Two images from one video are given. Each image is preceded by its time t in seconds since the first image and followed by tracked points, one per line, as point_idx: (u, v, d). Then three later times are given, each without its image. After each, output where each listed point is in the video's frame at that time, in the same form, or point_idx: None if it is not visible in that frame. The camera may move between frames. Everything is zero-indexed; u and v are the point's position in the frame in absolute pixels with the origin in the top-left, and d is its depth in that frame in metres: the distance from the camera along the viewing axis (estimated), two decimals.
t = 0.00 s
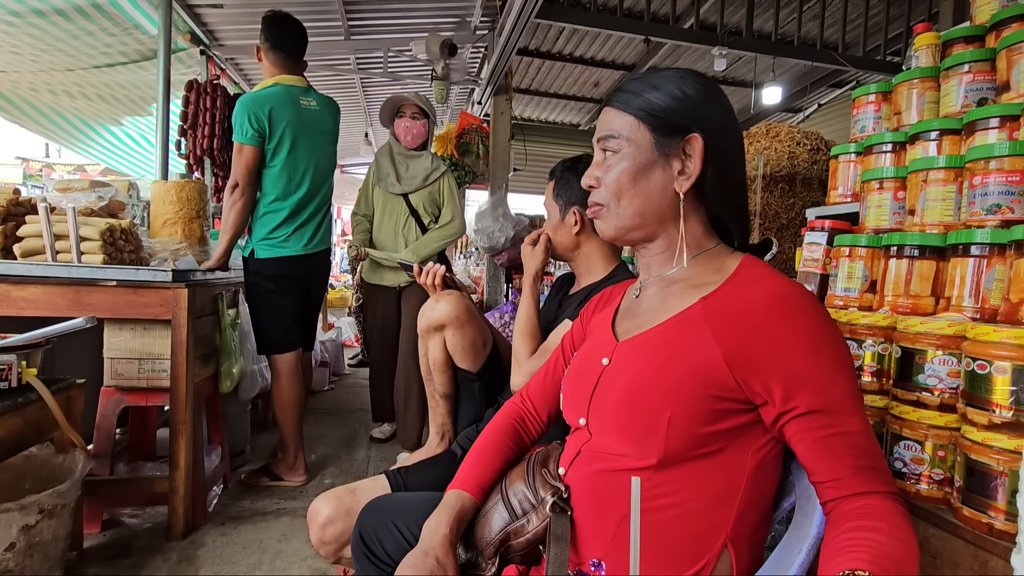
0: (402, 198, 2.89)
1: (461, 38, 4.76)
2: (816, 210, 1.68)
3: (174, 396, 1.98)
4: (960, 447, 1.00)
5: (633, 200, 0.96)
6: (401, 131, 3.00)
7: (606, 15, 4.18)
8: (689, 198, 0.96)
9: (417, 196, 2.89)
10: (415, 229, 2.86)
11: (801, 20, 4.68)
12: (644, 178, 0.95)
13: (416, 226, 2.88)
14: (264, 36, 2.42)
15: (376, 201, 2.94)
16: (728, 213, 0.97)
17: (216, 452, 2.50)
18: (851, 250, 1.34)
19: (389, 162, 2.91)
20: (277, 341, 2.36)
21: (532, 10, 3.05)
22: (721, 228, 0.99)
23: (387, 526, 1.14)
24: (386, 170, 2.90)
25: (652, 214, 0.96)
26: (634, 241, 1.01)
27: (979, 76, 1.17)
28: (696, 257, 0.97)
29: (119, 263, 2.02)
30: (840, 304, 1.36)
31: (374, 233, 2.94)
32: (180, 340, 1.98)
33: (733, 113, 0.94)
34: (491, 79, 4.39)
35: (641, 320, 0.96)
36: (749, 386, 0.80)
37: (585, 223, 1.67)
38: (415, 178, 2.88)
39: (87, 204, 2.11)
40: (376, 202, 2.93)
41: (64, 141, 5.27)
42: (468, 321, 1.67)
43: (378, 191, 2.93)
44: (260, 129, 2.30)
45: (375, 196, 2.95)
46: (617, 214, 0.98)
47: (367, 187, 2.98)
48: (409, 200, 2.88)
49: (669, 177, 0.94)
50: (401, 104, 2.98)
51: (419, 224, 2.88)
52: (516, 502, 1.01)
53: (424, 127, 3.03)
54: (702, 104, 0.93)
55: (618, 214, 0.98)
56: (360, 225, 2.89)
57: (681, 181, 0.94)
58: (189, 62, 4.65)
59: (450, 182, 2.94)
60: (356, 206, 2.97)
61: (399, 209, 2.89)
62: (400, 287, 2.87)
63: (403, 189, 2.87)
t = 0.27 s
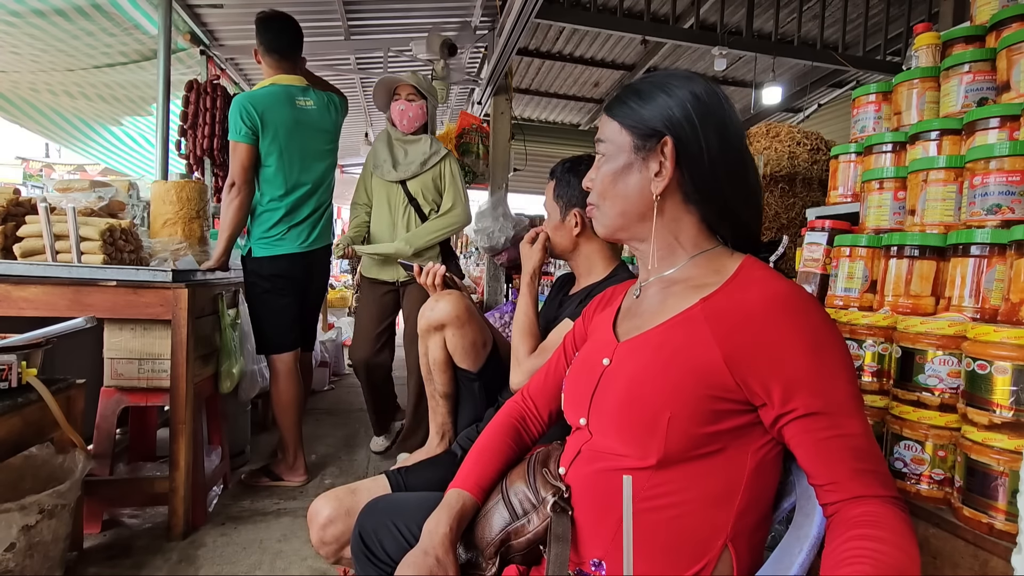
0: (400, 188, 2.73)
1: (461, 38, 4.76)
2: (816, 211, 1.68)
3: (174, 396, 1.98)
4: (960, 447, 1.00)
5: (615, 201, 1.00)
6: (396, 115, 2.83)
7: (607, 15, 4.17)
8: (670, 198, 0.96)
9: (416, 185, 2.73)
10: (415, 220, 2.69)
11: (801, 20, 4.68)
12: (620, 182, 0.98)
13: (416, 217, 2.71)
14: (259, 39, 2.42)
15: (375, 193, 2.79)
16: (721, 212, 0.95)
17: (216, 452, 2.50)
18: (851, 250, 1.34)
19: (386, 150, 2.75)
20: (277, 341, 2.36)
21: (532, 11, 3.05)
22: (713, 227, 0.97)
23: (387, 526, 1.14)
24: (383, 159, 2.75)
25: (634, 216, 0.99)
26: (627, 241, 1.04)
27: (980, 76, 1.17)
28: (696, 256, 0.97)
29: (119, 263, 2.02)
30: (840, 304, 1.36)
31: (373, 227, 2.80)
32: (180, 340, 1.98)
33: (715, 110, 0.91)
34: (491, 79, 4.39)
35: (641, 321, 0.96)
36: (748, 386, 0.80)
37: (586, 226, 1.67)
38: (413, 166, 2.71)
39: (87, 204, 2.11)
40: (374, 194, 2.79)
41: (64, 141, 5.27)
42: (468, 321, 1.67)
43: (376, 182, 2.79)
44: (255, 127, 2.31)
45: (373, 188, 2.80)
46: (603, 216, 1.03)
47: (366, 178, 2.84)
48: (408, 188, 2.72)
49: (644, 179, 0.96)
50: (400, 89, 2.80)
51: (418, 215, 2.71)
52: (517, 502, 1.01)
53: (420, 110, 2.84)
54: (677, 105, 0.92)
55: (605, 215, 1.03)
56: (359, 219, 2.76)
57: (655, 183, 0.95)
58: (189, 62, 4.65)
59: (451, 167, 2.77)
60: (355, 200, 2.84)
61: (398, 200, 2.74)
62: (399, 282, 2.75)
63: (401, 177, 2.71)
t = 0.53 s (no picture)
0: (383, 184, 2.36)
1: (461, 38, 4.76)
2: (816, 211, 1.68)
3: (174, 396, 1.98)
4: (960, 447, 1.00)
5: (612, 203, 1.01)
6: (378, 107, 2.41)
7: (607, 15, 4.17)
8: (665, 197, 0.96)
9: (402, 180, 2.36)
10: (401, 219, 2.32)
11: (801, 20, 4.68)
12: (616, 183, 0.99)
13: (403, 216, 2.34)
14: (256, 40, 2.42)
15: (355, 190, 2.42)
16: (717, 213, 0.94)
17: (216, 452, 2.50)
18: (851, 250, 1.34)
19: (368, 141, 2.38)
20: (277, 341, 2.36)
21: (532, 10, 3.05)
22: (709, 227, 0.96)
23: (387, 526, 1.14)
24: (363, 152, 2.38)
25: (631, 216, 1.00)
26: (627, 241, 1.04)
27: (980, 76, 1.17)
28: (695, 256, 0.96)
29: (119, 263, 2.02)
30: (840, 304, 1.36)
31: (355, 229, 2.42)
32: (180, 340, 1.98)
33: (709, 112, 0.89)
34: (491, 79, 4.39)
35: (640, 321, 0.96)
36: (743, 386, 0.80)
37: (588, 227, 1.67)
38: (397, 158, 2.35)
39: (87, 204, 2.11)
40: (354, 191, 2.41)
41: (64, 141, 5.27)
42: (468, 321, 1.67)
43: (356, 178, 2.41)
44: (252, 126, 2.31)
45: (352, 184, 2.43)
46: (602, 218, 1.04)
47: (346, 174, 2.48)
48: (393, 185, 2.35)
49: (639, 180, 0.96)
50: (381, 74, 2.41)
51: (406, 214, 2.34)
52: (518, 502, 1.01)
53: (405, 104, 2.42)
54: (670, 108, 0.92)
55: (603, 215, 1.04)
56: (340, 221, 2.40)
57: (648, 185, 0.95)
58: (189, 62, 4.66)
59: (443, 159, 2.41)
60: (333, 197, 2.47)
61: (381, 197, 2.36)
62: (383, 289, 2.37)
63: (384, 173, 2.34)
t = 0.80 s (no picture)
0: (342, 179, 2.11)
1: (461, 38, 4.76)
2: (816, 210, 1.68)
3: (174, 396, 1.98)
4: (960, 447, 1.00)
5: (612, 200, 1.01)
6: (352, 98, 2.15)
7: (607, 15, 4.17)
8: (666, 197, 0.97)
9: (362, 176, 2.12)
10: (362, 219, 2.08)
11: (801, 20, 4.67)
12: (618, 181, 0.99)
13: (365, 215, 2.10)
14: (257, 42, 2.42)
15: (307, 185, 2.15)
16: (717, 216, 0.94)
17: (216, 452, 2.50)
18: (850, 250, 1.34)
19: (323, 132, 2.11)
20: (277, 342, 2.36)
21: (532, 11, 3.05)
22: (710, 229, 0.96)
23: (387, 526, 1.13)
24: (318, 144, 2.12)
25: (631, 213, 1.00)
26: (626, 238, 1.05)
27: (980, 76, 1.17)
28: (694, 256, 0.96)
29: (119, 263, 2.02)
30: (839, 304, 1.36)
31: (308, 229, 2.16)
32: (180, 340, 1.98)
33: (715, 114, 0.89)
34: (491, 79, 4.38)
35: (638, 321, 0.96)
36: (739, 386, 0.80)
37: (582, 225, 1.67)
38: (358, 152, 2.11)
39: (87, 204, 2.11)
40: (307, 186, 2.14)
41: (64, 141, 5.27)
42: (468, 321, 1.67)
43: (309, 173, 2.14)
44: (252, 126, 2.31)
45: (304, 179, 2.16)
46: (602, 213, 1.05)
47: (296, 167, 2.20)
48: (352, 181, 2.11)
49: (641, 179, 0.96)
50: (337, 60, 2.15)
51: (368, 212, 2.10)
52: (518, 501, 1.01)
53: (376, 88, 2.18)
54: (675, 109, 0.92)
55: (603, 212, 1.04)
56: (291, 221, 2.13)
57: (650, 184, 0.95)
58: (189, 62, 4.66)
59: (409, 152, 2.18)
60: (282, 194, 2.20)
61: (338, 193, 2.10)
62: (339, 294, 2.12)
63: (343, 167, 2.09)
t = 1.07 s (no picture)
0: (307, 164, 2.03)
1: (461, 38, 4.76)
2: (816, 210, 1.68)
3: (174, 396, 1.98)
4: (959, 447, 1.00)
5: (614, 197, 1.02)
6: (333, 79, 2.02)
7: (607, 15, 4.17)
8: (667, 196, 0.97)
9: (329, 161, 2.04)
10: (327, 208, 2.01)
11: (801, 20, 4.67)
12: (620, 177, 1.00)
13: (329, 204, 2.03)
14: (258, 43, 2.43)
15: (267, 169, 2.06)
16: (716, 216, 0.94)
17: (217, 451, 2.50)
18: (851, 250, 1.34)
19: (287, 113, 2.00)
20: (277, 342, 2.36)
21: (532, 10, 3.05)
22: (710, 230, 0.97)
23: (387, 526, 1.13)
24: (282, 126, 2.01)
25: (632, 212, 1.00)
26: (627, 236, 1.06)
27: (980, 76, 1.17)
28: (692, 255, 0.97)
29: (119, 263, 2.02)
30: (840, 304, 1.36)
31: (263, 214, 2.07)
32: (180, 340, 1.98)
33: (720, 114, 0.89)
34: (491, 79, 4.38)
35: (637, 317, 0.98)
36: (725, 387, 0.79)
37: (576, 222, 1.68)
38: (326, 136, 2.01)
39: (87, 204, 2.11)
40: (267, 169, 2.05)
41: (64, 141, 5.27)
42: (469, 321, 1.67)
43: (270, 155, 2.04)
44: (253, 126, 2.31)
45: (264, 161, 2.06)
46: (603, 209, 1.05)
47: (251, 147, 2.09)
48: (318, 165, 2.02)
49: (643, 177, 0.96)
50: (310, 41, 1.97)
51: (334, 201, 2.03)
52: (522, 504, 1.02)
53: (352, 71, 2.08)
54: (680, 108, 0.92)
55: (605, 209, 1.05)
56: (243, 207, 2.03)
57: (653, 181, 0.95)
58: (189, 62, 4.66)
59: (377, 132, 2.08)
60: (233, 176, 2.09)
61: (302, 179, 2.03)
62: (296, 286, 2.04)
63: (311, 152, 2.00)
